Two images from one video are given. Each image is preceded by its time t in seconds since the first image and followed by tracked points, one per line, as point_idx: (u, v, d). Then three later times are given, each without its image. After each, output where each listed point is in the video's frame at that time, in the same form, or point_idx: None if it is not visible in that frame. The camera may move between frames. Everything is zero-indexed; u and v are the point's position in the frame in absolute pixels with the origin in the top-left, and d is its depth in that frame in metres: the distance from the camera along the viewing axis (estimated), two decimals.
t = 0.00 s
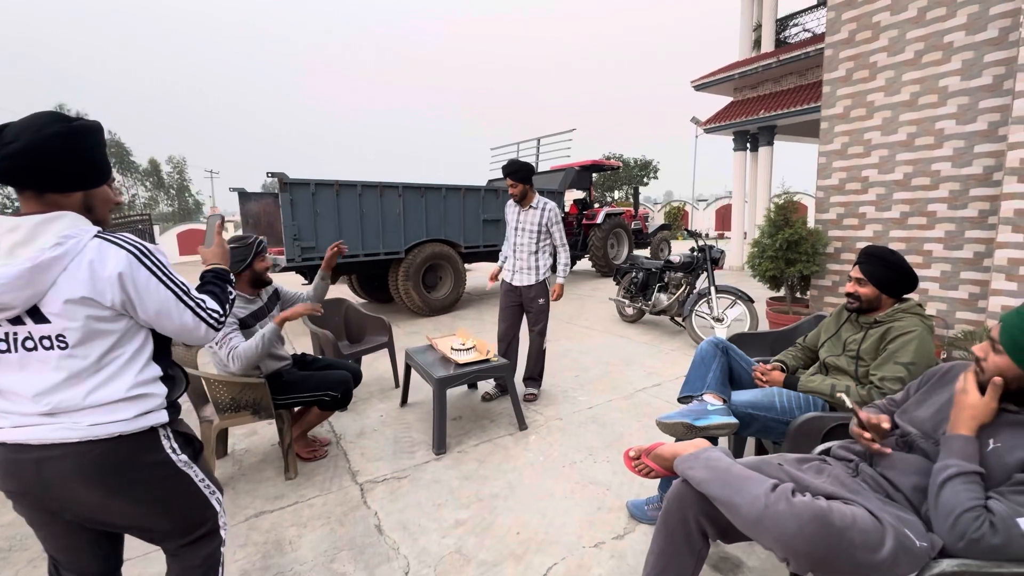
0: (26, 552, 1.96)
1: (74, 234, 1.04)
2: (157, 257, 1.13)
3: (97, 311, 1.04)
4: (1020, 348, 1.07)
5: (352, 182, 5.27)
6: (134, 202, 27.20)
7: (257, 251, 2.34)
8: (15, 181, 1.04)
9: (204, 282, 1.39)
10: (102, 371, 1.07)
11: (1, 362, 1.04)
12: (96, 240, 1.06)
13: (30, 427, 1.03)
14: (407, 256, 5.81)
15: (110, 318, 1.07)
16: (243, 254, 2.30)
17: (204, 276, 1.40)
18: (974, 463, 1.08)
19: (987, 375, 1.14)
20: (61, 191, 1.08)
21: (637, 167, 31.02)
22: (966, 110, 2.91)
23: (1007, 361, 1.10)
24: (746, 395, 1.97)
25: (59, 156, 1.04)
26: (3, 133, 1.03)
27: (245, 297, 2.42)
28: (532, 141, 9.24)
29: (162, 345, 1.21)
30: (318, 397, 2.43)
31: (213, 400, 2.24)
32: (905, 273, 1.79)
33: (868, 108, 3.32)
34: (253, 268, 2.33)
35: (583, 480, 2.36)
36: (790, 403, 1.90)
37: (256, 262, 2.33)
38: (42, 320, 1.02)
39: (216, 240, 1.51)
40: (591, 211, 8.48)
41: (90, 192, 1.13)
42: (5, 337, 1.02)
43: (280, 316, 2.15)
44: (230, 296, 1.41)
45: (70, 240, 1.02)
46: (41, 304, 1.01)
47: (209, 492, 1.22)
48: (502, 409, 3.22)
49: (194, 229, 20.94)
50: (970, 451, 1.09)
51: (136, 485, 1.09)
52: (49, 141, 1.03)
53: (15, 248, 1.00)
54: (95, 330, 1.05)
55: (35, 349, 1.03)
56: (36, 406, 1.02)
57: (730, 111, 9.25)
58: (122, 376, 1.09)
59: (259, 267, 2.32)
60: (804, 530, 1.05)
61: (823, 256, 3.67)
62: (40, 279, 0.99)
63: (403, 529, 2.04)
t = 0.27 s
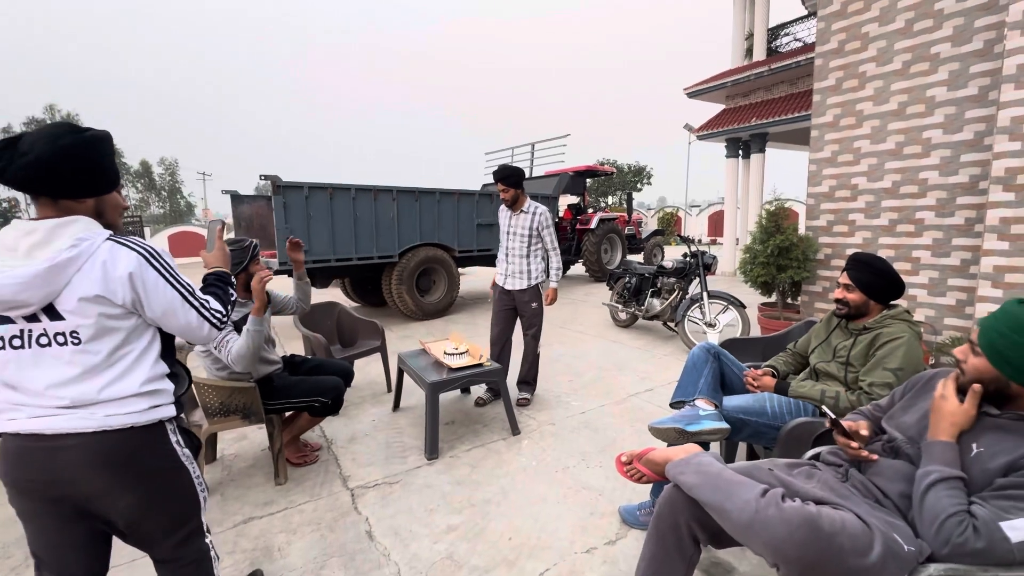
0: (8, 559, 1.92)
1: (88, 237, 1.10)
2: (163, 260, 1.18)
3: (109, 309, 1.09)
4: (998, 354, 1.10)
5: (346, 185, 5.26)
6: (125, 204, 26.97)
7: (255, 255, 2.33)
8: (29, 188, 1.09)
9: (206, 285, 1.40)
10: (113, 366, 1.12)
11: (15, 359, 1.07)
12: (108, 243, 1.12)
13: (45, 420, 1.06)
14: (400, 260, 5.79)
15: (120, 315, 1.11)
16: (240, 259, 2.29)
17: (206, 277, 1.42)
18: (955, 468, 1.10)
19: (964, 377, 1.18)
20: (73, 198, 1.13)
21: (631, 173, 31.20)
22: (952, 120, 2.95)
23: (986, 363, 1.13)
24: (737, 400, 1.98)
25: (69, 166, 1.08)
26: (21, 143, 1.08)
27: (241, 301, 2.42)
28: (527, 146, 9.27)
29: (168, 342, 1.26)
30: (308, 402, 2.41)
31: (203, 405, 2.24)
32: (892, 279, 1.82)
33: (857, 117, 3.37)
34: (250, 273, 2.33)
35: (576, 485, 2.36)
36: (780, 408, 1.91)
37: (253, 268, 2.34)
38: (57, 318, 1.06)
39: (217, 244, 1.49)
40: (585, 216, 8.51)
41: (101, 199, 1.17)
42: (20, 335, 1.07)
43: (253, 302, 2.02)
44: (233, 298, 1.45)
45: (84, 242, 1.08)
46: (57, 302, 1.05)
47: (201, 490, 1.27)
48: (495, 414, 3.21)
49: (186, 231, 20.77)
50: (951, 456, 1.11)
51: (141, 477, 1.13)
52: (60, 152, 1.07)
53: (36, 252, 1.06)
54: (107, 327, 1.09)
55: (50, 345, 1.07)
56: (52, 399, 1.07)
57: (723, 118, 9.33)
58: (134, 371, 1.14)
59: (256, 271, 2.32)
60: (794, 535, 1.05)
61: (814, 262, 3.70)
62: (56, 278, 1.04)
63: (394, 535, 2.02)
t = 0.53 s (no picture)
0: None
1: (133, 241, 1.17)
2: (200, 264, 1.25)
3: (152, 309, 1.16)
4: (974, 356, 1.13)
5: (340, 187, 5.24)
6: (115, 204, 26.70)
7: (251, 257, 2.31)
8: (73, 194, 1.15)
9: (229, 284, 1.45)
10: (156, 359, 1.19)
11: (68, 352, 1.16)
12: (152, 247, 1.18)
13: (94, 409, 1.14)
14: (394, 262, 5.77)
15: (161, 314, 1.18)
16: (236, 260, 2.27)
17: (230, 277, 1.46)
18: (940, 472, 1.12)
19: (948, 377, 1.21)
20: (116, 202, 1.19)
21: (624, 177, 31.36)
22: (940, 127, 3.00)
23: (965, 366, 1.17)
24: (729, 404, 1.98)
25: (113, 173, 1.15)
26: (65, 151, 1.14)
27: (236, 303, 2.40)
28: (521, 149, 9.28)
29: (200, 338, 1.32)
30: (298, 407, 2.39)
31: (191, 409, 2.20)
32: (880, 285, 1.84)
33: (847, 124, 3.41)
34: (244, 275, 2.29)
35: (568, 489, 2.35)
36: (771, 412, 1.92)
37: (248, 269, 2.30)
38: (106, 316, 1.14)
39: (239, 245, 1.54)
40: (579, 220, 8.53)
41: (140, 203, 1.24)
42: (72, 330, 1.15)
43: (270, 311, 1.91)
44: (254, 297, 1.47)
45: (130, 246, 1.15)
46: (105, 301, 1.13)
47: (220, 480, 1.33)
48: (488, 417, 3.20)
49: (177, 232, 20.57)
50: (934, 460, 1.14)
51: (178, 457, 1.21)
52: (105, 160, 1.14)
53: (85, 254, 1.13)
54: (150, 325, 1.17)
55: (99, 339, 1.15)
56: (102, 387, 1.14)
57: (715, 124, 9.41)
58: (175, 364, 1.22)
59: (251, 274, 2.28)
60: (784, 539, 1.06)
61: (805, 267, 3.73)
62: (106, 282, 1.11)
63: (385, 540, 2.01)
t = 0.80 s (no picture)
0: None
1: (165, 238, 1.34)
2: (224, 261, 1.40)
3: (181, 301, 1.32)
4: (967, 356, 1.14)
5: (336, 187, 5.22)
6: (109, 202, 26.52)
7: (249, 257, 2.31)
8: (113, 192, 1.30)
9: (250, 280, 1.63)
10: (179, 348, 1.36)
11: (102, 338, 1.32)
12: (182, 244, 1.35)
13: (126, 390, 1.31)
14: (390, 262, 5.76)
15: (188, 306, 1.35)
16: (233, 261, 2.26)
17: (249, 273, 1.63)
18: (934, 472, 1.12)
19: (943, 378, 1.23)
20: (150, 200, 1.35)
21: (621, 178, 31.41)
22: (934, 130, 3.02)
23: (959, 367, 1.19)
24: (724, 405, 1.99)
25: (148, 174, 1.31)
26: (108, 154, 1.30)
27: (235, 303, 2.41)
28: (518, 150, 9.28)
29: (221, 328, 1.49)
30: (292, 408, 2.38)
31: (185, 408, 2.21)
32: (875, 286, 1.85)
33: (842, 127, 3.43)
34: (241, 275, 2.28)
35: (564, 489, 2.35)
36: (766, 412, 1.93)
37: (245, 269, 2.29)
38: (138, 306, 1.30)
39: (257, 245, 1.75)
40: (575, 221, 8.54)
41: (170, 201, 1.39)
42: (106, 318, 1.31)
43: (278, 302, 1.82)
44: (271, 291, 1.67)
45: (163, 243, 1.32)
46: (139, 293, 1.29)
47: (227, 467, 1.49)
48: (484, 418, 3.20)
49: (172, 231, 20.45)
50: (927, 460, 1.15)
51: (192, 444, 1.37)
52: (142, 162, 1.29)
53: (122, 249, 1.29)
54: (178, 316, 1.33)
55: (130, 328, 1.31)
56: (128, 372, 1.31)
57: (712, 125, 9.44)
58: (195, 352, 1.38)
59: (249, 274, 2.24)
60: (778, 540, 1.06)
61: (800, 268, 3.75)
62: (140, 274, 1.27)
63: (380, 540, 2.01)
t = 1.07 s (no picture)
0: None
1: (168, 241, 1.33)
2: (225, 262, 1.39)
3: (181, 300, 1.33)
4: (965, 361, 1.14)
5: (334, 190, 5.22)
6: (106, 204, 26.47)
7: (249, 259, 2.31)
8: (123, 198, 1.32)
9: (251, 281, 1.63)
10: (180, 345, 1.36)
11: (111, 335, 1.35)
12: (184, 246, 1.35)
13: (130, 386, 1.34)
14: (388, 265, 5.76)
15: (188, 305, 1.35)
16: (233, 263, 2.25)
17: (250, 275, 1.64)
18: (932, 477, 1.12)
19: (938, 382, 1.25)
20: (159, 205, 1.37)
21: (619, 182, 31.49)
22: (930, 136, 3.04)
23: (955, 371, 1.20)
24: (722, 409, 1.99)
25: (158, 180, 1.33)
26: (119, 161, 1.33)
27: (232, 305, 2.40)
28: (516, 153, 9.30)
29: (223, 330, 1.49)
30: (288, 412, 2.36)
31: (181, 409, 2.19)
32: (871, 291, 1.85)
33: (838, 132, 3.44)
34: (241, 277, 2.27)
35: (561, 493, 2.35)
36: (764, 417, 1.93)
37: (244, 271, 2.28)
38: (143, 305, 1.31)
39: (259, 248, 1.74)
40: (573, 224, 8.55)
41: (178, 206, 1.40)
42: (115, 317, 1.33)
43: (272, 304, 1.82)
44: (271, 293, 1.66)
45: (166, 245, 1.32)
46: (143, 293, 1.30)
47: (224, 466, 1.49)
48: (481, 421, 3.19)
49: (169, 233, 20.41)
50: (924, 464, 1.15)
51: (190, 439, 1.38)
52: (153, 169, 1.32)
53: (129, 251, 1.30)
54: (179, 316, 1.34)
55: (135, 327, 1.33)
56: (134, 367, 1.33)
57: (709, 130, 9.48)
58: (195, 349, 1.38)
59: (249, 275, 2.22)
60: (776, 544, 1.06)
61: (797, 273, 3.76)
62: (144, 275, 1.28)
63: (377, 545, 1.99)
